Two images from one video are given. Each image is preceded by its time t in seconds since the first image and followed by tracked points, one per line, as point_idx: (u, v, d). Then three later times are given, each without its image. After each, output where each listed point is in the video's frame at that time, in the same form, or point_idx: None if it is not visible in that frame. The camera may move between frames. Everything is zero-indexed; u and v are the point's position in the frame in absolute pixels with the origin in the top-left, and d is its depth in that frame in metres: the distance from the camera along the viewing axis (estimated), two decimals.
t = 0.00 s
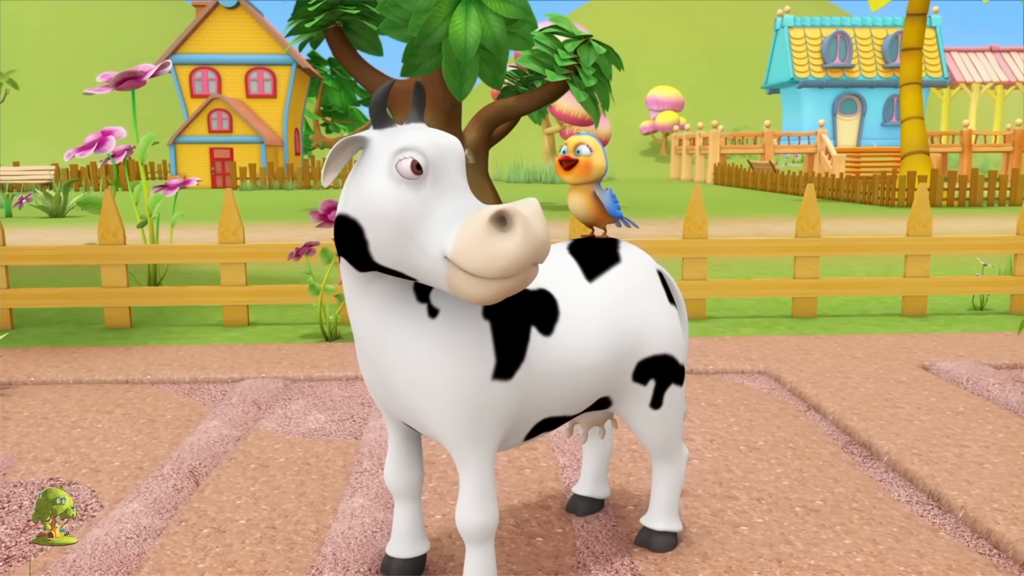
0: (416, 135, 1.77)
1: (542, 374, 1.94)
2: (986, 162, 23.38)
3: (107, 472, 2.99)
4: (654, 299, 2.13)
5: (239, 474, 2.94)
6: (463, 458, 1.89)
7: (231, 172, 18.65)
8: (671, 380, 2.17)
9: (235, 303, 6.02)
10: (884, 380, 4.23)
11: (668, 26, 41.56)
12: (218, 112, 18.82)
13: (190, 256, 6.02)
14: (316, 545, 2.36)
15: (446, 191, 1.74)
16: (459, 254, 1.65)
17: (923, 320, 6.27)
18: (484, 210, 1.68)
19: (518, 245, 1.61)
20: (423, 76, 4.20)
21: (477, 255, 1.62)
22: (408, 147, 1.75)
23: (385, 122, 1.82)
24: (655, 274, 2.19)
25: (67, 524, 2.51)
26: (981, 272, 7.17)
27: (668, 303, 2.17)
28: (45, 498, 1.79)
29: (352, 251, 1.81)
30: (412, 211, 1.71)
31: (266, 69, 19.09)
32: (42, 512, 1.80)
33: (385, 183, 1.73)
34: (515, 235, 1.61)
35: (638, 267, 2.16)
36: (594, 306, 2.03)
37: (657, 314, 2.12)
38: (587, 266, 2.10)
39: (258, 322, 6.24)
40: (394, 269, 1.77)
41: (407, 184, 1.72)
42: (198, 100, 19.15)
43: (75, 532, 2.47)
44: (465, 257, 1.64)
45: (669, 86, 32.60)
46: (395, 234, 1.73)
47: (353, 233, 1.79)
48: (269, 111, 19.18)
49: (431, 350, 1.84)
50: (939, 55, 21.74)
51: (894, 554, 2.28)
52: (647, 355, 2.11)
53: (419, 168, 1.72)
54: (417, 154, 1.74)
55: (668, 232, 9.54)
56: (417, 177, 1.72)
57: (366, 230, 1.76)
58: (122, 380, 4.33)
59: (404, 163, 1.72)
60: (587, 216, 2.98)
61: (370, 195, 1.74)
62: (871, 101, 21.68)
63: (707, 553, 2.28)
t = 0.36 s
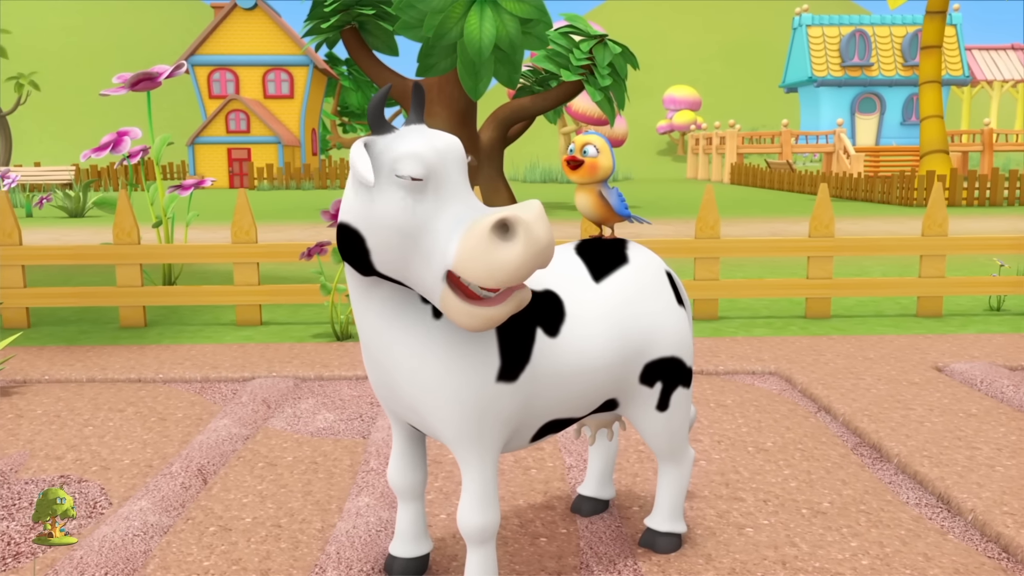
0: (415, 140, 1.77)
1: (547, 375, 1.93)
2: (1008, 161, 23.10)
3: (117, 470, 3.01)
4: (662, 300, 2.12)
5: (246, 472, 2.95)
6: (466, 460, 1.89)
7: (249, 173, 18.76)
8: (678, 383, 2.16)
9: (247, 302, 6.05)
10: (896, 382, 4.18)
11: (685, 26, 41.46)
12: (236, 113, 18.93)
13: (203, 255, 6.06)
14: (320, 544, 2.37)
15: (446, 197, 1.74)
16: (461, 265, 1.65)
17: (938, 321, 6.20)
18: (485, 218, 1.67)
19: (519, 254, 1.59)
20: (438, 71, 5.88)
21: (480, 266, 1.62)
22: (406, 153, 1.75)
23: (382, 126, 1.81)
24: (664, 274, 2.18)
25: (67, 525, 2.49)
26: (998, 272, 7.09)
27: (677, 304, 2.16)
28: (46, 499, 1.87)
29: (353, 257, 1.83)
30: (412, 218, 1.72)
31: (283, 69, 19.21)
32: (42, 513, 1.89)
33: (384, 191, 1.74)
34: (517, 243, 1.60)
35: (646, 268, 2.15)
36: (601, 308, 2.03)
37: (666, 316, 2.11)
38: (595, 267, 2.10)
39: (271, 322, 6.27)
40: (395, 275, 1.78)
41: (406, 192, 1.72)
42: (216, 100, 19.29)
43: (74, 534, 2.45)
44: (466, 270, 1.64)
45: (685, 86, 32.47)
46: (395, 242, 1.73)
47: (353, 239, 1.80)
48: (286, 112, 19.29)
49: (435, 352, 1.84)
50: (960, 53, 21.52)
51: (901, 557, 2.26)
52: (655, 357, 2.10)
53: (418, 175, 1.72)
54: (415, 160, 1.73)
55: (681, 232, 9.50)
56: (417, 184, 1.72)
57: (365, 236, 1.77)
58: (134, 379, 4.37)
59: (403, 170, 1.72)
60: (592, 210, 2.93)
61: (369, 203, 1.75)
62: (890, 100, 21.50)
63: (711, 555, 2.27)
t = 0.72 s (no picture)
0: (428, 139, 1.78)
1: (552, 377, 1.92)
2: None
3: (126, 468, 3.04)
4: (670, 301, 2.11)
5: (254, 471, 2.97)
6: (469, 461, 1.89)
7: (266, 173, 18.87)
8: (685, 385, 2.15)
9: (259, 301, 6.09)
10: (908, 383, 4.14)
11: (702, 26, 41.33)
12: (254, 113, 19.04)
13: (216, 255, 6.10)
14: (325, 542, 2.38)
15: (454, 197, 1.74)
16: (463, 265, 1.64)
17: (953, 322, 6.14)
18: (492, 219, 1.66)
19: (524, 255, 1.58)
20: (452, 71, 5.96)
21: (483, 265, 1.60)
22: (417, 152, 1.76)
23: (396, 125, 1.83)
24: (673, 275, 2.16)
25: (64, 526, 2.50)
26: (1016, 272, 7.01)
27: (685, 305, 2.15)
28: (46, 501, 1.87)
29: (360, 255, 1.83)
30: (420, 216, 1.72)
31: (300, 70, 19.33)
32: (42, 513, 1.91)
33: (393, 189, 1.74)
34: (523, 245, 1.58)
35: (655, 269, 2.14)
36: (608, 309, 2.02)
37: (674, 319, 2.10)
38: (603, 267, 2.09)
39: (283, 321, 6.30)
40: (400, 273, 1.78)
41: (415, 190, 1.73)
42: (234, 101, 19.42)
43: (74, 535, 2.45)
44: (469, 269, 1.63)
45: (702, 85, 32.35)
46: (402, 240, 1.73)
47: (360, 237, 1.80)
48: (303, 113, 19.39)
49: (439, 353, 1.83)
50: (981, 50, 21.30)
51: (907, 560, 2.24)
52: (663, 359, 2.09)
53: (429, 174, 1.73)
54: (426, 159, 1.74)
55: (695, 232, 9.46)
56: (427, 182, 1.72)
57: (373, 234, 1.77)
58: (146, 377, 4.41)
59: (413, 168, 1.73)
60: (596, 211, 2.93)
61: (378, 199, 1.75)
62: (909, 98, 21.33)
63: (715, 556, 2.26)
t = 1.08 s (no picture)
0: (447, 136, 1.78)
1: (555, 379, 1.92)
2: None
3: (136, 465, 3.07)
4: (676, 301, 2.10)
5: (261, 470, 2.99)
6: (472, 462, 1.89)
7: (283, 173, 18.96)
8: (690, 387, 2.14)
9: (272, 301, 6.12)
10: (920, 385, 4.10)
11: (719, 25, 41.19)
12: (270, 114, 19.14)
13: (229, 255, 6.13)
14: (329, 541, 2.39)
15: (469, 194, 1.74)
16: (473, 257, 1.64)
17: (968, 323, 6.08)
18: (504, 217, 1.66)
19: (534, 256, 1.59)
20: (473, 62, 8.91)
21: (492, 262, 1.61)
22: (436, 146, 1.75)
23: (418, 120, 1.83)
24: (679, 274, 2.16)
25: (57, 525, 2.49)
26: None
27: (691, 305, 2.14)
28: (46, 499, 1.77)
29: (369, 245, 1.82)
30: (432, 209, 1.71)
31: (316, 70, 19.43)
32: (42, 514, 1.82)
33: (409, 180, 1.73)
34: (531, 246, 1.59)
35: (661, 269, 2.13)
36: (613, 309, 2.02)
37: (678, 319, 2.09)
38: (607, 268, 2.09)
39: (295, 321, 6.33)
40: (408, 266, 1.77)
41: (431, 184, 1.72)
42: (251, 102, 19.54)
43: (76, 534, 2.47)
44: (478, 264, 1.63)
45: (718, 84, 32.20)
46: (414, 232, 1.72)
47: (372, 226, 1.79)
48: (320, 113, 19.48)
49: (442, 353, 1.84)
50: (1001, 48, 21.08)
51: (913, 563, 2.23)
52: (667, 361, 2.08)
53: (446, 168, 1.72)
54: (444, 154, 1.74)
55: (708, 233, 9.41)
56: (442, 176, 1.71)
57: (384, 224, 1.76)
58: (158, 376, 4.45)
59: (430, 162, 1.72)
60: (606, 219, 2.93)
61: (393, 189, 1.74)
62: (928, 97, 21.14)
63: (719, 558, 2.25)
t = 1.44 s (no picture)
0: (460, 148, 1.78)
1: (544, 375, 1.93)
2: None
3: (145, 464, 3.09)
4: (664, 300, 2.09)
5: (268, 468, 3.01)
6: (466, 458, 1.90)
7: (297, 173, 19.04)
8: (679, 390, 2.12)
9: (283, 300, 6.16)
10: (932, 386, 4.07)
11: (735, 25, 41.02)
12: (286, 114, 19.23)
13: (241, 254, 6.17)
14: (333, 540, 2.41)
15: (478, 208, 1.75)
16: (480, 272, 1.65)
17: (982, 324, 6.02)
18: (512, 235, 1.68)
19: (542, 274, 1.61)
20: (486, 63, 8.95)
21: (499, 277, 1.63)
22: (450, 158, 1.75)
23: (432, 130, 1.82)
24: (667, 273, 2.14)
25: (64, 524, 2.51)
26: None
27: (679, 309, 2.11)
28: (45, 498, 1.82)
29: (373, 247, 1.81)
30: (443, 219, 1.71)
31: (332, 71, 19.51)
32: (43, 512, 1.83)
33: (422, 189, 1.72)
34: (539, 264, 1.61)
35: (649, 269, 2.12)
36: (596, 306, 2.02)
37: (664, 319, 2.08)
38: (594, 267, 2.08)
39: (307, 320, 6.36)
40: (409, 270, 1.77)
41: (443, 195, 1.72)
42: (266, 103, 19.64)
43: (83, 531, 2.50)
44: (485, 277, 1.64)
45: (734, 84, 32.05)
46: (421, 241, 1.72)
47: (379, 230, 1.78)
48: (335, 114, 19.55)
49: (434, 351, 1.84)
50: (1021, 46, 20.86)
51: (919, 566, 2.21)
52: (654, 362, 2.07)
53: (459, 182, 1.72)
54: (458, 166, 1.74)
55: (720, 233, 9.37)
56: (456, 189, 1.72)
57: (393, 230, 1.75)
58: (169, 375, 4.48)
59: (445, 174, 1.72)
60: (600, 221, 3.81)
61: (405, 195, 1.74)
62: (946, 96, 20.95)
63: (722, 559, 2.24)
